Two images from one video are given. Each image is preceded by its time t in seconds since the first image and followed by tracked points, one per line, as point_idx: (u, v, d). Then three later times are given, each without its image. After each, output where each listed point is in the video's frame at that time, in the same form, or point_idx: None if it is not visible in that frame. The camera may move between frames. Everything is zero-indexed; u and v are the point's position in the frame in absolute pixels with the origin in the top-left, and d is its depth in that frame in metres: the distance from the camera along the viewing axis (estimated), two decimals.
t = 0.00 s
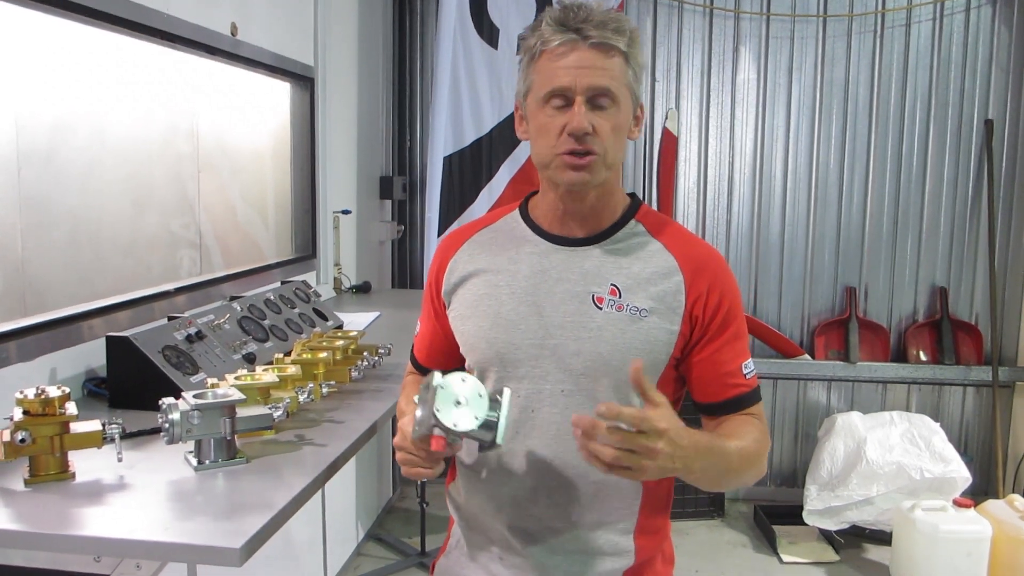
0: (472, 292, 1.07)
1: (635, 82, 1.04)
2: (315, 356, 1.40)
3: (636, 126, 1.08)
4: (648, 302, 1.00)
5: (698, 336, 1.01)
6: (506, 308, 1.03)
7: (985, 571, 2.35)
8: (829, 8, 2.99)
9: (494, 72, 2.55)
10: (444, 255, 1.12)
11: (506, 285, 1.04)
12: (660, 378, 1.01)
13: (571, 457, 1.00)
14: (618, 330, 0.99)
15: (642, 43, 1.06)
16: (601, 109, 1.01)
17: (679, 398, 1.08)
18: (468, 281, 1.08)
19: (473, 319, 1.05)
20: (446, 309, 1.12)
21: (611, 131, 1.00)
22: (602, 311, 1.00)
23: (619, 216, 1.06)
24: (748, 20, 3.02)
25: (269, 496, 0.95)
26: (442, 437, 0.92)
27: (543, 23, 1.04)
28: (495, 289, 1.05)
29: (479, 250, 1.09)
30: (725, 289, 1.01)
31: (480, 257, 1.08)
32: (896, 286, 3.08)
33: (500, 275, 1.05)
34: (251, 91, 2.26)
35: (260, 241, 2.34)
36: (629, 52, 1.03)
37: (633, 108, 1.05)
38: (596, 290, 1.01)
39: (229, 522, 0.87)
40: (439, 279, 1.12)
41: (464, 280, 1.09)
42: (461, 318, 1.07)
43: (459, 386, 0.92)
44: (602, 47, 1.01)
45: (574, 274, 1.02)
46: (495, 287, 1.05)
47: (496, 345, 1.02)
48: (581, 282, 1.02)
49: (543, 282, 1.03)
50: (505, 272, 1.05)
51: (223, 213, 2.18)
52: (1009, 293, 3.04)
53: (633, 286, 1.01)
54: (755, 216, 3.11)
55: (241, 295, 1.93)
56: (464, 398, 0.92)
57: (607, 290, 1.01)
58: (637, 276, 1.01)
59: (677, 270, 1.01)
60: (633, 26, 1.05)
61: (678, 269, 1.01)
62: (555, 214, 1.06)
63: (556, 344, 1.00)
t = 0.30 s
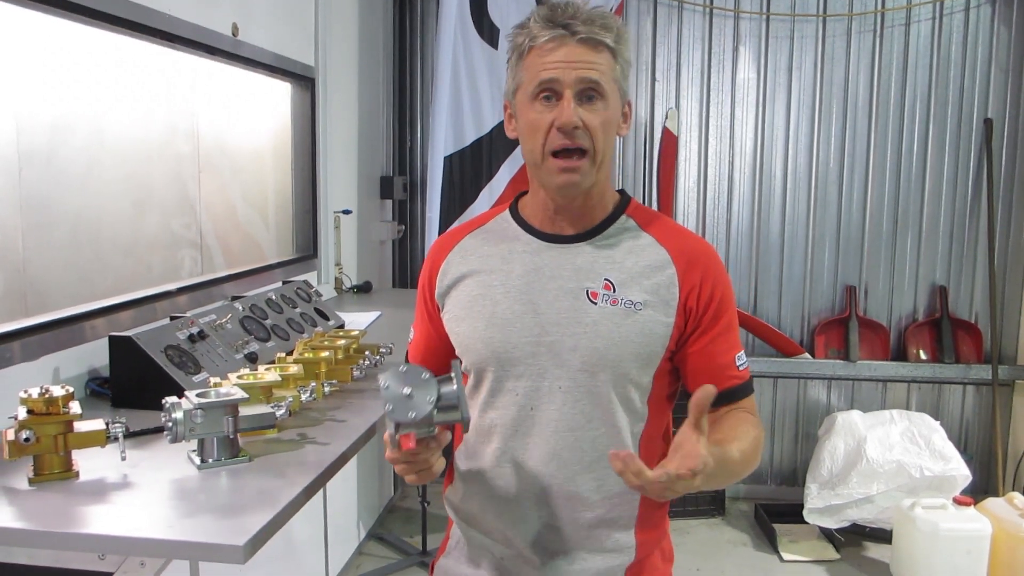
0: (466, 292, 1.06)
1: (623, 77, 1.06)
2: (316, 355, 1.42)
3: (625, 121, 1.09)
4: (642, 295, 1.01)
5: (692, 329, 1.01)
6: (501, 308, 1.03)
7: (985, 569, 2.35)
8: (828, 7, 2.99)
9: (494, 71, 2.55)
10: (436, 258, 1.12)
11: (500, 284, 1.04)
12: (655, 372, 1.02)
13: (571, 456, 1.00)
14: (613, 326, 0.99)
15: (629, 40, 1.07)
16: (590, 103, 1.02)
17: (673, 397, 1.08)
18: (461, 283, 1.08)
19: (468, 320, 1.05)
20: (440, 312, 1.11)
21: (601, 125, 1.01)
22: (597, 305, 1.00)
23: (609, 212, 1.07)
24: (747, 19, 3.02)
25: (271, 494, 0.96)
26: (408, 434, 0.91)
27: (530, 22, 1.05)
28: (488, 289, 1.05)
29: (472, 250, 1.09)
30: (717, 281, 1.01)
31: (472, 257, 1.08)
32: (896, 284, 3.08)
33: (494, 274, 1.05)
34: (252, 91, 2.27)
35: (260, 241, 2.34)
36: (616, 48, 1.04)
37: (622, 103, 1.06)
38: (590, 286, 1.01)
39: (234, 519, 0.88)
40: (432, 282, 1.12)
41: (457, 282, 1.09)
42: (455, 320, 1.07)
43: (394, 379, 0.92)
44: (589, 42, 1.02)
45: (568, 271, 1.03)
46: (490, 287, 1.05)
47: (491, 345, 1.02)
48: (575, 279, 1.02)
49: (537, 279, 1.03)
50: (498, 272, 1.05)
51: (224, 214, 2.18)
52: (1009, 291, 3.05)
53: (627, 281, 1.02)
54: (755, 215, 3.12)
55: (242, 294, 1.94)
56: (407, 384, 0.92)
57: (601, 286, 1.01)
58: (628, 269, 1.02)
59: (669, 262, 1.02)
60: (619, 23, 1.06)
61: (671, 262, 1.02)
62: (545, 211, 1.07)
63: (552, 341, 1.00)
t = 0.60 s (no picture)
0: (463, 296, 1.07)
1: (612, 75, 1.05)
2: (318, 354, 1.43)
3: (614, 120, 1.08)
4: (637, 296, 1.00)
5: (686, 327, 1.01)
6: (497, 312, 1.03)
7: (986, 566, 2.36)
8: (827, 6, 3.00)
9: (494, 72, 2.55)
10: (432, 262, 1.13)
11: (496, 289, 1.05)
12: (652, 371, 1.02)
13: (569, 458, 1.01)
14: (608, 327, 0.99)
15: (619, 39, 1.07)
16: (577, 102, 1.02)
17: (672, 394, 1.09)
18: (457, 287, 1.09)
19: (465, 326, 1.06)
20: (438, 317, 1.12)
21: (588, 123, 1.01)
22: (592, 308, 1.01)
23: (602, 212, 1.07)
24: (747, 18, 3.02)
25: (275, 492, 0.96)
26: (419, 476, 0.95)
27: (519, 19, 1.05)
28: (485, 293, 1.05)
29: (467, 254, 1.09)
30: (713, 280, 1.01)
31: (467, 261, 1.08)
32: (896, 283, 3.09)
33: (490, 278, 1.06)
34: (252, 92, 2.28)
35: (261, 241, 2.35)
36: (605, 46, 1.04)
37: (612, 102, 1.06)
38: (586, 288, 1.02)
39: (236, 517, 0.89)
40: (428, 287, 1.13)
41: (453, 286, 1.09)
42: (453, 325, 1.07)
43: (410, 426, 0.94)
44: (577, 40, 1.02)
45: (563, 273, 1.03)
46: (486, 291, 1.05)
47: (489, 350, 1.03)
48: (570, 281, 1.03)
49: (532, 282, 1.04)
50: (493, 276, 1.06)
51: (225, 214, 2.19)
52: (1008, 289, 3.05)
53: (622, 282, 1.01)
54: (755, 214, 3.12)
55: (244, 295, 1.94)
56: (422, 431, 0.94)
57: (596, 288, 1.02)
58: (622, 270, 1.02)
59: (664, 261, 1.02)
60: (610, 22, 1.06)
61: (665, 260, 1.02)
62: (537, 212, 1.07)
63: (548, 344, 1.01)
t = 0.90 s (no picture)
0: (454, 297, 1.07)
1: (603, 70, 1.05)
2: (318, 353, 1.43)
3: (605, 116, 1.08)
4: (628, 298, 1.00)
5: (678, 327, 1.01)
6: (488, 314, 1.04)
7: (987, 566, 2.36)
8: (827, 6, 3.00)
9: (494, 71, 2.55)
10: (424, 261, 1.13)
11: (487, 291, 1.05)
12: (646, 371, 1.02)
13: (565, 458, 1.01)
14: (600, 328, 0.99)
15: (610, 33, 1.07)
16: (565, 96, 1.02)
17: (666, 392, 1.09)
18: (449, 287, 1.09)
19: (456, 327, 1.06)
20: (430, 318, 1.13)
21: (577, 117, 1.01)
22: (583, 309, 1.01)
23: (593, 211, 1.07)
24: (747, 18, 3.03)
25: (276, 490, 0.96)
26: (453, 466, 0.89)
27: (509, 13, 1.05)
28: (476, 294, 1.05)
29: (457, 253, 1.10)
30: (705, 280, 1.00)
31: (458, 261, 1.09)
32: (895, 282, 3.09)
33: (482, 279, 1.06)
34: (253, 93, 2.28)
35: (262, 241, 2.35)
36: (595, 40, 1.04)
37: (602, 97, 1.06)
38: (577, 289, 1.02)
39: (237, 514, 0.89)
40: (421, 286, 1.14)
41: (444, 287, 1.10)
42: (444, 327, 1.08)
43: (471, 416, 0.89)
44: (566, 34, 1.02)
45: (554, 273, 1.03)
46: (477, 292, 1.05)
47: (483, 351, 1.03)
48: (562, 282, 1.03)
49: (523, 283, 1.04)
50: (484, 276, 1.06)
51: (226, 214, 2.19)
52: (1008, 288, 3.06)
53: (613, 283, 1.01)
54: (755, 213, 3.12)
55: (245, 294, 1.95)
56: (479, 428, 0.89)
57: (587, 289, 1.01)
58: (613, 270, 1.02)
59: (656, 261, 1.01)
60: (601, 16, 1.06)
61: (657, 259, 1.01)
62: (528, 212, 1.07)
63: (540, 346, 1.01)
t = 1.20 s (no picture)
0: (443, 298, 1.08)
1: (588, 62, 1.06)
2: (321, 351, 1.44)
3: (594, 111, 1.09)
4: (621, 298, 1.01)
5: (673, 329, 1.01)
6: (478, 315, 1.04)
7: (986, 566, 2.36)
8: (828, 7, 3.00)
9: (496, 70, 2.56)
10: (413, 260, 1.13)
11: (478, 292, 1.05)
12: (640, 374, 1.02)
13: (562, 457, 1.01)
14: (593, 329, 1.00)
15: (596, 28, 1.09)
16: (548, 83, 1.03)
17: (663, 393, 1.09)
18: (437, 287, 1.09)
19: (444, 329, 1.06)
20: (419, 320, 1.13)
21: (559, 103, 1.01)
22: (575, 310, 1.01)
23: (584, 210, 1.07)
24: (748, 19, 3.03)
25: (279, 488, 0.96)
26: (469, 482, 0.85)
27: (494, 10, 1.09)
28: (466, 294, 1.06)
29: (447, 253, 1.10)
30: (699, 279, 1.01)
31: (447, 261, 1.09)
32: (895, 283, 3.09)
33: (471, 279, 1.06)
34: (254, 92, 2.28)
35: (263, 239, 2.35)
36: (579, 31, 1.05)
37: (589, 90, 1.07)
38: (568, 289, 1.02)
39: (241, 511, 0.89)
40: (409, 287, 1.14)
41: (433, 287, 1.10)
42: (432, 328, 1.08)
43: (501, 433, 0.85)
44: (548, 23, 1.04)
45: (545, 274, 1.03)
46: (466, 292, 1.06)
47: (463, 353, 1.04)
48: (552, 282, 1.03)
49: (513, 283, 1.04)
50: (474, 277, 1.06)
51: (226, 212, 2.19)
52: (1009, 289, 3.06)
53: (606, 283, 1.02)
54: (756, 213, 3.13)
55: (247, 291, 1.95)
56: (508, 446, 0.85)
57: (579, 289, 1.02)
58: (606, 270, 1.02)
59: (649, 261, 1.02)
60: (586, 12, 1.08)
61: (651, 260, 1.02)
62: (519, 211, 1.07)
63: (530, 348, 1.01)
